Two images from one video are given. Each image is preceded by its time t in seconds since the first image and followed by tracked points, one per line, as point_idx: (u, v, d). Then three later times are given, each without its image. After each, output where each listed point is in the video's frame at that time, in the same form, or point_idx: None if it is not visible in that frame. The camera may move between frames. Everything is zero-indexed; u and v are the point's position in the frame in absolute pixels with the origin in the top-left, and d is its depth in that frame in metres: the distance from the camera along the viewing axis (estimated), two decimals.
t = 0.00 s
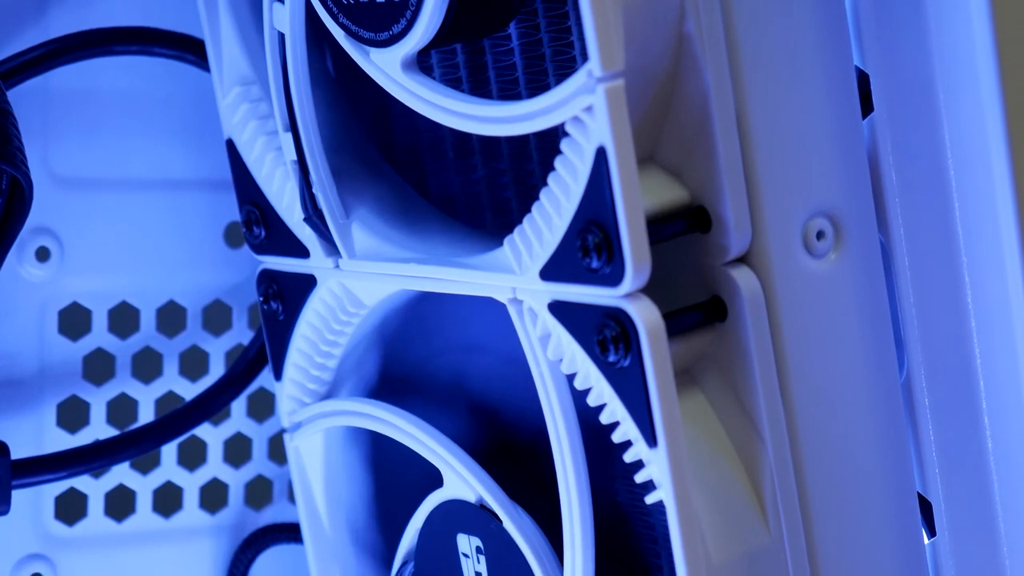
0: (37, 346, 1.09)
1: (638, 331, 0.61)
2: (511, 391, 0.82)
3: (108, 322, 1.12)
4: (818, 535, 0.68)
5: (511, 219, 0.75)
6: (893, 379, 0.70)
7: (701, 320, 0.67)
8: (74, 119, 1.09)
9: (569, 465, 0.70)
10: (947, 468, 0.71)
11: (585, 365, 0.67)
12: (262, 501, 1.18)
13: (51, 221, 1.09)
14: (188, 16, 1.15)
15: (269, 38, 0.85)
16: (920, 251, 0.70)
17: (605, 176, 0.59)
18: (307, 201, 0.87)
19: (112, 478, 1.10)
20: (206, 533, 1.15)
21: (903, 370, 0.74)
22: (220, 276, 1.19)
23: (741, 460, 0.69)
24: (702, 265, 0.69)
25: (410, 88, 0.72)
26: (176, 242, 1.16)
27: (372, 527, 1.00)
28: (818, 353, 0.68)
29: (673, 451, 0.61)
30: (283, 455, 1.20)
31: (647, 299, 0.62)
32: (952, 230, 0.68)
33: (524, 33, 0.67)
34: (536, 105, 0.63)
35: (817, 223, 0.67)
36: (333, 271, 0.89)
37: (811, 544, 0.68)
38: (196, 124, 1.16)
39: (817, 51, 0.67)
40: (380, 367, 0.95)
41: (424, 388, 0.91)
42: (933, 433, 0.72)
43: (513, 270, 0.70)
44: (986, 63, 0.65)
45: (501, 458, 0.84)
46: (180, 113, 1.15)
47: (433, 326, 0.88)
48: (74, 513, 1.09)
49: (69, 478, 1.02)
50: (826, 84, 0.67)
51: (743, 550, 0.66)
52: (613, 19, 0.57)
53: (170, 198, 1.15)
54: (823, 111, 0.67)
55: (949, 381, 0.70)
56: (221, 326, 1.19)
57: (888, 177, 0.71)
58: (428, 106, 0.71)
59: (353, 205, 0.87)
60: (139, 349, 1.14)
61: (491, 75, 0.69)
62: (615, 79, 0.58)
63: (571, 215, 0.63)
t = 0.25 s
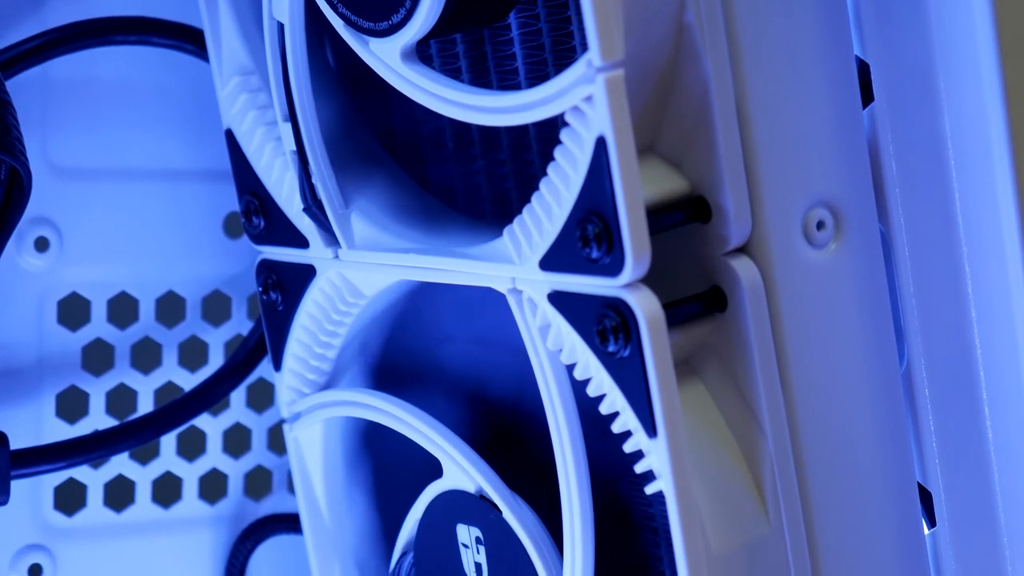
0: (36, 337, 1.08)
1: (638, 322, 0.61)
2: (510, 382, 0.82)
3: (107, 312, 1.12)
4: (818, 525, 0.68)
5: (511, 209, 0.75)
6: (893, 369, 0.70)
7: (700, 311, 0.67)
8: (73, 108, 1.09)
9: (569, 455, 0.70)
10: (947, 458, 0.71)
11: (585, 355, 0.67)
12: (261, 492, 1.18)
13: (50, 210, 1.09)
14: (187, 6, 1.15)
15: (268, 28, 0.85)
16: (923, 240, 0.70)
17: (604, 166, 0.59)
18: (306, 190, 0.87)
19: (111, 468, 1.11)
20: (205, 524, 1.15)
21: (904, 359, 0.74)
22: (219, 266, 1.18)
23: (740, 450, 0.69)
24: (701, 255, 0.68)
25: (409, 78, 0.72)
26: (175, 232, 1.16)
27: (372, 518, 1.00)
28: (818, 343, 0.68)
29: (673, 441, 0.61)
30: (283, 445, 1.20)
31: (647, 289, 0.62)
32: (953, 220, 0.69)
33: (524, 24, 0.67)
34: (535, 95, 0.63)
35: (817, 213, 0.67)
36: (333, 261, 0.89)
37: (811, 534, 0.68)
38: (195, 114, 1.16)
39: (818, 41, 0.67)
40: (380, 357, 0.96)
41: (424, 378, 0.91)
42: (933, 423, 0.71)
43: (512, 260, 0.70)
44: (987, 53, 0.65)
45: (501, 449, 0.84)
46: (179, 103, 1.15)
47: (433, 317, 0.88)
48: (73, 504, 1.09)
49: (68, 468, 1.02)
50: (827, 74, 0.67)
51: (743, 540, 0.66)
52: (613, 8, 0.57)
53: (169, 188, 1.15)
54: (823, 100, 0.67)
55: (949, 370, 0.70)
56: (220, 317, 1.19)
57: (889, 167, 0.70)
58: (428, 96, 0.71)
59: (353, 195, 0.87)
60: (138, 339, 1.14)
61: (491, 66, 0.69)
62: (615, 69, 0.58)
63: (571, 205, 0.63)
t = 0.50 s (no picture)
0: (35, 327, 1.08)
1: (637, 312, 0.61)
2: (510, 373, 0.82)
3: (106, 303, 1.12)
4: (818, 516, 0.68)
5: (511, 199, 0.75)
6: (893, 359, 0.70)
7: (700, 301, 0.67)
8: (71, 98, 1.09)
9: (569, 446, 0.70)
10: (947, 448, 0.71)
11: (585, 345, 0.67)
12: (261, 482, 1.18)
13: (49, 200, 1.09)
14: None
15: (268, 18, 0.85)
16: (923, 230, 0.70)
17: (604, 156, 0.59)
18: (305, 180, 0.87)
19: (111, 459, 1.11)
20: (204, 515, 1.15)
21: (904, 350, 0.74)
22: (219, 257, 1.18)
23: (740, 441, 0.69)
24: (701, 246, 0.68)
25: (409, 68, 0.72)
26: (174, 223, 1.16)
27: (372, 508, 1.00)
28: (818, 334, 0.67)
29: (673, 432, 0.61)
30: (282, 436, 1.20)
31: (647, 279, 0.62)
32: (953, 209, 0.68)
33: (524, 13, 0.66)
34: (535, 84, 0.63)
35: (817, 203, 0.67)
36: (332, 251, 0.88)
37: (811, 524, 0.68)
38: (194, 104, 1.16)
39: (818, 31, 0.67)
40: (379, 348, 0.95)
41: (424, 369, 0.91)
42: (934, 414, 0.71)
43: (512, 250, 0.70)
44: (987, 40, 0.65)
45: (501, 440, 0.84)
46: (178, 93, 1.15)
47: (433, 307, 0.87)
48: (72, 495, 1.09)
49: (67, 459, 1.02)
50: (827, 64, 0.67)
51: (743, 530, 0.66)
52: None
53: (168, 178, 1.15)
54: (823, 89, 0.67)
55: (949, 360, 0.70)
56: (219, 307, 1.19)
57: (889, 157, 0.70)
58: (429, 86, 0.71)
59: (351, 184, 0.86)
60: (138, 330, 1.14)
61: (491, 56, 0.68)
62: (615, 59, 0.58)
63: (571, 195, 0.63)
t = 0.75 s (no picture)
0: (33, 318, 1.08)
1: (636, 303, 0.61)
2: (508, 364, 0.82)
3: (104, 294, 1.12)
4: (817, 507, 0.68)
5: (510, 189, 0.75)
6: (892, 350, 0.70)
7: (699, 292, 0.67)
8: (68, 88, 1.08)
9: (567, 438, 0.70)
10: (946, 439, 0.71)
11: (583, 336, 0.67)
12: (259, 474, 1.18)
13: (46, 191, 1.08)
14: None
15: (266, 8, 0.85)
16: (922, 220, 0.70)
17: (602, 146, 0.59)
18: (304, 171, 0.86)
19: (109, 450, 1.11)
20: (203, 506, 1.15)
21: (903, 341, 0.73)
22: (217, 248, 1.18)
23: (739, 432, 0.69)
24: (700, 236, 0.68)
25: (407, 59, 0.71)
26: (172, 213, 1.15)
27: (371, 500, 1.00)
28: (817, 325, 0.67)
29: (672, 424, 0.61)
30: (280, 427, 1.20)
31: (645, 270, 0.62)
32: (953, 200, 0.69)
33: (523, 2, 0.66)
34: (534, 75, 0.63)
35: (816, 194, 0.67)
36: (330, 242, 0.88)
37: (810, 516, 0.68)
38: (192, 95, 1.15)
39: (818, 22, 0.66)
40: (378, 339, 0.95)
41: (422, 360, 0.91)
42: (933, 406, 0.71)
43: (510, 241, 0.70)
44: (987, 34, 0.65)
45: (499, 431, 0.83)
46: (176, 84, 1.14)
47: (432, 298, 0.87)
48: (69, 486, 1.09)
49: (65, 450, 1.02)
50: (826, 54, 0.67)
51: (742, 521, 0.66)
52: None
53: (166, 168, 1.14)
54: (822, 79, 0.67)
55: (948, 350, 0.70)
56: (218, 298, 1.18)
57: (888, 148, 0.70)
58: (425, 76, 0.70)
59: (349, 175, 0.86)
60: (136, 321, 1.14)
61: (489, 46, 0.68)
62: (613, 50, 0.57)
63: (569, 185, 0.63)
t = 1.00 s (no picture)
0: (31, 309, 1.08)
1: (635, 294, 0.61)
2: (507, 356, 0.82)
3: (102, 286, 1.12)
4: (816, 499, 0.68)
5: (509, 181, 0.74)
6: (891, 341, 0.70)
7: (698, 283, 0.67)
8: (66, 79, 1.08)
9: (566, 429, 0.70)
10: (944, 430, 0.72)
11: (582, 328, 0.67)
12: (257, 466, 1.18)
13: (44, 182, 1.08)
14: None
15: None
16: (921, 211, 0.70)
17: (601, 136, 0.59)
18: (302, 162, 0.86)
19: (107, 442, 1.11)
20: (201, 497, 1.15)
21: (903, 332, 0.74)
22: (215, 239, 1.18)
23: (739, 425, 0.69)
24: (699, 228, 0.68)
25: (405, 49, 0.71)
26: (170, 205, 1.15)
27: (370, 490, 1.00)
28: (816, 317, 0.67)
29: (671, 415, 0.61)
30: (279, 418, 1.20)
31: (644, 261, 0.62)
32: (952, 191, 0.68)
33: None
34: (533, 66, 0.62)
35: (815, 185, 0.67)
36: (329, 234, 0.88)
37: (809, 510, 0.68)
38: (190, 86, 1.15)
39: (817, 13, 0.66)
40: (376, 330, 0.95)
41: (421, 351, 0.91)
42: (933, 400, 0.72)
43: (509, 232, 0.70)
44: (987, 29, 0.65)
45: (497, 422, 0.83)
46: (174, 75, 1.14)
47: (431, 290, 0.87)
48: (67, 478, 1.09)
49: (64, 442, 1.02)
50: (825, 45, 0.67)
51: (741, 513, 0.66)
52: None
53: (163, 160, 1.14)
54: (821, 70, 0.67)
55: (947, 342, 0.70)
56: (216, 290, 1.18)
57: (886, 138, 0.70)
58: (423, 67, 0.70)
59: (348, 166, 0.85)
60: (134, 312, 1.14)
61: (488, 36, 0.68)
62: (612, 40, 0.57)
63: (567, 177, 0.63)
